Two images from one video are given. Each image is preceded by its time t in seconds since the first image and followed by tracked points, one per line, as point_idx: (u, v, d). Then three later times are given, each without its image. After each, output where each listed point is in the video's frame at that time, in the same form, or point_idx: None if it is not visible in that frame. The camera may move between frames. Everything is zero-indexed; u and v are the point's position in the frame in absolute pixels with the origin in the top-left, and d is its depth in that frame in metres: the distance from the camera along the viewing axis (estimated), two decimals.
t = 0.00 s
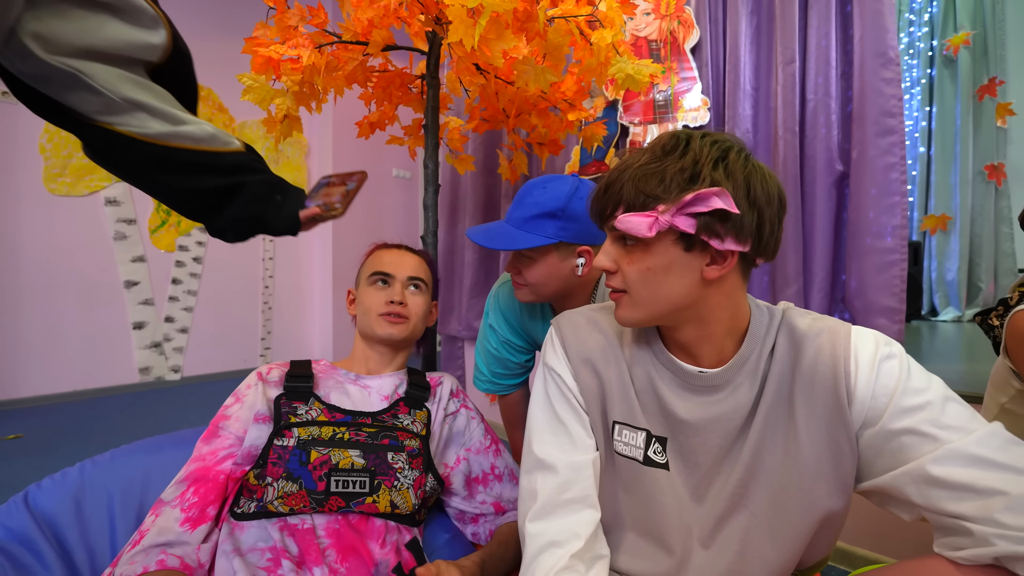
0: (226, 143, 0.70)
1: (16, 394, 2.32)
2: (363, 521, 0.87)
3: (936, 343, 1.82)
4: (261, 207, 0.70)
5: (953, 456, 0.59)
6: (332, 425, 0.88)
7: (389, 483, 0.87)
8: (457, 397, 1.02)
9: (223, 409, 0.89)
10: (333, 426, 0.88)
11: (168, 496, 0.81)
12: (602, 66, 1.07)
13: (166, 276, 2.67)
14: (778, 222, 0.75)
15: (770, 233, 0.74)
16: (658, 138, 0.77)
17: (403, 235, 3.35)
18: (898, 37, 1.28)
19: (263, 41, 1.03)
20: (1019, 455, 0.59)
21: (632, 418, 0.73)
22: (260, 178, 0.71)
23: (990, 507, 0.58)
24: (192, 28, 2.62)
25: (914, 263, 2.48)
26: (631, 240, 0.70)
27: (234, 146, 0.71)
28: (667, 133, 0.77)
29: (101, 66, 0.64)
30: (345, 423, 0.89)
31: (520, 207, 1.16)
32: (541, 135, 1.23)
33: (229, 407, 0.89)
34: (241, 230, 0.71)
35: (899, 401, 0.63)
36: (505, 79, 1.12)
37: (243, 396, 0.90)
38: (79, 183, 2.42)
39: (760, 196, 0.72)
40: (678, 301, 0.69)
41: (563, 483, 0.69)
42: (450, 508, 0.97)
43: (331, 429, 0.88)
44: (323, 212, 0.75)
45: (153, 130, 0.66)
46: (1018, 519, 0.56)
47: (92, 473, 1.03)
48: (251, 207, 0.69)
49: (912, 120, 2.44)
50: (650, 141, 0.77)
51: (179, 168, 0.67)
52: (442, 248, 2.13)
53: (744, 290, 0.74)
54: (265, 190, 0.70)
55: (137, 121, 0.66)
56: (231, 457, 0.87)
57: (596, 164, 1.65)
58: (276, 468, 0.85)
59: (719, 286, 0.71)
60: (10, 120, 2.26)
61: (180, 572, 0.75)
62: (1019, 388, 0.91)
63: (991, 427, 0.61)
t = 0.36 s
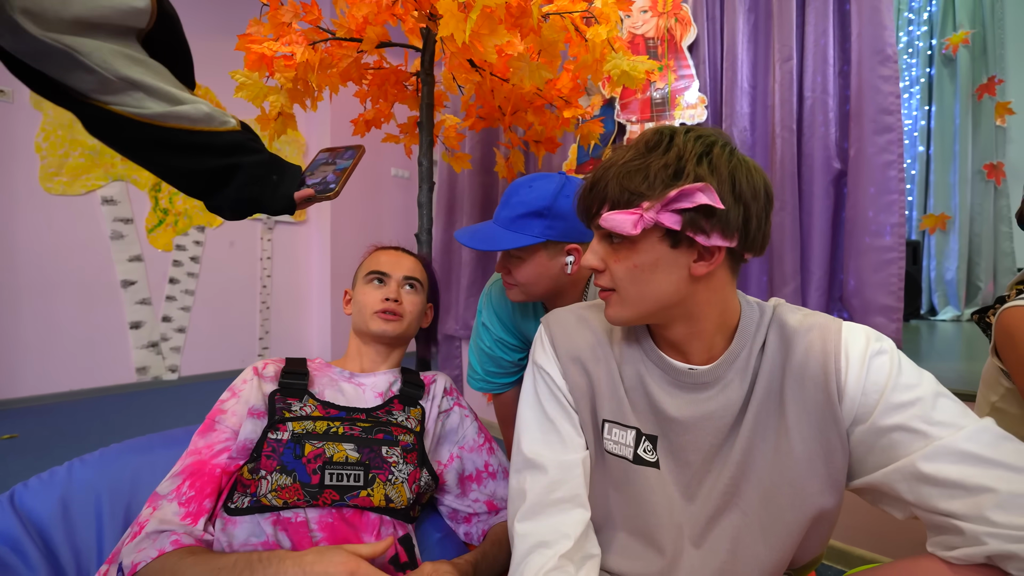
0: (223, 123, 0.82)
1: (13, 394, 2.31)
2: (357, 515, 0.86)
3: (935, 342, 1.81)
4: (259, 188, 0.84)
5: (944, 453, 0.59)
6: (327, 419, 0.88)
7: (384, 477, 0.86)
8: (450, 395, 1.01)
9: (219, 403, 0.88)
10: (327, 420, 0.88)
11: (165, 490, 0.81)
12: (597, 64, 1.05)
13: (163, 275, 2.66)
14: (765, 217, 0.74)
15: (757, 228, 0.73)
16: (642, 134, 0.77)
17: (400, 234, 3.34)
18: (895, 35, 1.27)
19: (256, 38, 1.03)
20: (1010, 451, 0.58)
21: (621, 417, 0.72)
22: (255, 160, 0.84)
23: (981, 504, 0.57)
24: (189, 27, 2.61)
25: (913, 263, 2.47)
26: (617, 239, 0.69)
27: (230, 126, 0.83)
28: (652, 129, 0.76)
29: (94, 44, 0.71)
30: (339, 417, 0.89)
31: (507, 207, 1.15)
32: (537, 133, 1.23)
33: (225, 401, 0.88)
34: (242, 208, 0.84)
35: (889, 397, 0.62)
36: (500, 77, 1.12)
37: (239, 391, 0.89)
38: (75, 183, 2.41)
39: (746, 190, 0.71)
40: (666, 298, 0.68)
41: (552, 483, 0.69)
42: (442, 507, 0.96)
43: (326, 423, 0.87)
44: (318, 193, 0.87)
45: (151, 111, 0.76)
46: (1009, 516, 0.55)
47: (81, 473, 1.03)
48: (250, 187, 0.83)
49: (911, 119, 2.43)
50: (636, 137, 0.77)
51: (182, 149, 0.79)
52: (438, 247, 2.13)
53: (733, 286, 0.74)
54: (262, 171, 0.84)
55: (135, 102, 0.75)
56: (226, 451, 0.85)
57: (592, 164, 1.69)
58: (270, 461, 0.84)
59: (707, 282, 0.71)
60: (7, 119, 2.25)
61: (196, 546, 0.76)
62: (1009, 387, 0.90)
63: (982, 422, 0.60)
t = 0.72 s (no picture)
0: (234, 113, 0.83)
1: (12, 392, 2.31)
2: (353, 508, 0.85)
3: (935, 337, 1.81)
4: (265, 178, 0.85)
5: (947, 436, 0.58)
6: (324, 411, 0.87)
7: (381, 471, 0.86)
8: (451, 386, 1.01)
9: (219, 391, 0.89)
10: (324, 413, 0.87)
11: (164, 471, 0.81)
12: (597, 57, 1.06)
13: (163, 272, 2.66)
14: (767, 201, 0.74)
15: (759, 212, 0.73)
16: (643, 120, 0.77)
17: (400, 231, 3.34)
18: (896, 29, 1.26)
19: (255, 31, 1.02)
20: (1015, 434, 0.58)
21: (623, 404, 0.72)
22: (263, 152, 0.85)
23: (985, 486, 0.56)
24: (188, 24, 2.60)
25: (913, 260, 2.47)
26: (619, 224, 0.69)
27: (240, 116, 0.83)
28: (653, 115, 0.76)
29: (119, 22, 0.71)
30: (337, 411, 0.88)
31: (508, 199, 1.15)
32: (537, 127, 1.22)
33: (225, 390, 0.88)
34: (246, 195, 0.85)
35: (893, 381, 0.62)
36: (500, 71, 1.12)
37: (240, 380, 0.89)
38: (75, 180, 2.40)
39: (748, 173, 0.71)
40: (669, 283, 0.68)
41: (553, 470, 0.68)
42: (443, 499, 0.96)
43: (323, 416, 0.87)
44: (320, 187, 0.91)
45: (167, 90, 0.75)
46: (1014, 497, 0.55)
47: (78, 464, 1.02)
48: (256, 176, 0.84)
49: (911, 116, 2.43)
50: (637, 123, 0.77)
51: (193, 130, 0.78)
52: (438, 243, 2.13)
53: (736, 273, 0.73)
54: (268, 163, 0.85)
55: (151, 79, 0.74)
56: (223, 439, 0.85)
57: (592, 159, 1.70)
58: (265, 454, 0.84)
59: (710, 268, 0.70)
60: (7, 116, 2.24)
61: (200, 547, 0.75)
62: (1009, 374, 0.90)
63: (986, 406, 0.60)
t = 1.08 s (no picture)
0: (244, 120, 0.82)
1: (14, 392, 2.31)
2: (361, 507, 0.86)
3: (935, 337, 1.82)
4: (267, 186, 0.84)
5: (952, 435, 0.59)
6: (332, 413, 0.88)
7: (388, 472, 0.86)
8: (457, 386, 1.01)
9: (225, 392, 0.88)
10: (331, 415, 0.88)
11: (173, 471, 0.82)
12: (600, 58, 1.06)
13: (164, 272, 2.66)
14: (775, 201, 0.75)
15: (768, 212, 0.74)
16: (652, 122, 0.77)
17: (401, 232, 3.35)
18: (896, 30, 1.27)
19: (259, 32, 1.02)
20: (1019, 432, 0.59)
21: (630, 402, 0.72)
22: (269, 160, 0.84)
23: (989, 484, 0.57)
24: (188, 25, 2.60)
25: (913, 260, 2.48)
26: (629, 225, 0.69)
27: (250, 123, 0.83)
28: (661, 117, 0.77)
29: (135, 26, 0.72)
30: (344, 412, 0.88)
31: (520, 198, 1.15)
32: (540, 128, 1.23)
33: (231, 391, 0.88)
34: (245, 201, 0.84)
35: (899, 380, 0.63)
36: (503, 72, 1.12)
37: (246, 381, 0.89)
38: (76, 180, 2.41)
39: (757, 174, 0.72)
40: (679, 283, 0.69)
41: (561, 468, 0.69)
42: (449, 498, 0.96)
43: (331, 417, 0.87)
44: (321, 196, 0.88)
45: (178, 94, 0.76)
46: (1018, 494, 0.56)
47: (87, 463, 1.03)
48: (258, 184, 0.83)
49: (911, 117, 2.43)
50: (645, 125, 0.78)
51: (201, 135, 0.79)
52: (441, 244, 2.13)
53: (743, 273, 0.74)
54: (273, 171, 0.84)
55: (162, 82, 0.76)
56: (232, 440, 0.86)
57: (594, 159, 1.70)
58: (275, 455, 0.84)
59: (719, 267, 0.71)
60: (8, 116, 2.25)
61: (211, 547, 0.76)
62: (1013, 373, 0.91)
63: (990, 406, 0.60)
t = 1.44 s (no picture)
0: (259, 129, 0.78)
1: (15, 393, 2.32)
2: (353, 517, 0.87)
3: (935, 339, 1.83)
4: (286, 197, 0.79)
5: (950, 438, 0.60)
6: (326, 421, 0.88)
7: (382, 482, 0.87)
8: (458, 390, 1.00)
9: (225, 395, 0.89)
10: (326, 423, 0.88)
11: (174, 472, 0.82)
12: (601, 61, 1.06)
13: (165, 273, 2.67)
14: (777, 202, 0.75)
15: (770, 212, 0.74)
16: (656, 124, 0.78)
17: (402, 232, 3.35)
18: (895, 33, 1.28)
19: (262, 35, 1.02)
20: (1014, 435, 0.59)
21: (633, 403, 0.73)
22: (284, 169, 0.79)
23: (986, 486, 0.58)
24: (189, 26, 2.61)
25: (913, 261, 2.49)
26: (634, 222, 0.70)
27: (266, 133, 0.78)
28: (665, 119, 0.78)
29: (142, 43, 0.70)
30: (339, 420, 0.88)
31: (520, 206, 1.16)
32: (541, 130, 1.23)
33: (230, 395, 0.88)
34: (266, 213, 0.80)
35: (897, 382, 0.63)
36: (504, 74, 1.12)
37: (246, 385, 0.89)
38: (77, 181, 2.42)
39: (759, 174, 0.73)
40: (682, 284, 0.69)
41: (564, 468, 0.70)
42: (449, 501, 0.97)
43: (325, 425, 0.87)
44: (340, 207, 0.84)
45: (192, 110, 0.74)
46: (1014, 497, 0.56)
47: (92, 464, 1.04)
48: (275, 197, 0.78)
49: (911, 118, 2.44)
50: (649, 127, 0.78)
51: (217, 150, 0.76)
52: (442, 245, 2.14)
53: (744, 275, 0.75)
54: (291, 180, 0.79)
55: (177, 99, 0.73)
56: (229, 444, 0.86)
57: (594, 161, 1.71)
58: (267, 464, 0.85)
59: (721, 269, 0.72)
60: (9, 117, 2.25)
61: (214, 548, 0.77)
62: (1013, 375, 0.91)
63: (987, 409, 0.61)
